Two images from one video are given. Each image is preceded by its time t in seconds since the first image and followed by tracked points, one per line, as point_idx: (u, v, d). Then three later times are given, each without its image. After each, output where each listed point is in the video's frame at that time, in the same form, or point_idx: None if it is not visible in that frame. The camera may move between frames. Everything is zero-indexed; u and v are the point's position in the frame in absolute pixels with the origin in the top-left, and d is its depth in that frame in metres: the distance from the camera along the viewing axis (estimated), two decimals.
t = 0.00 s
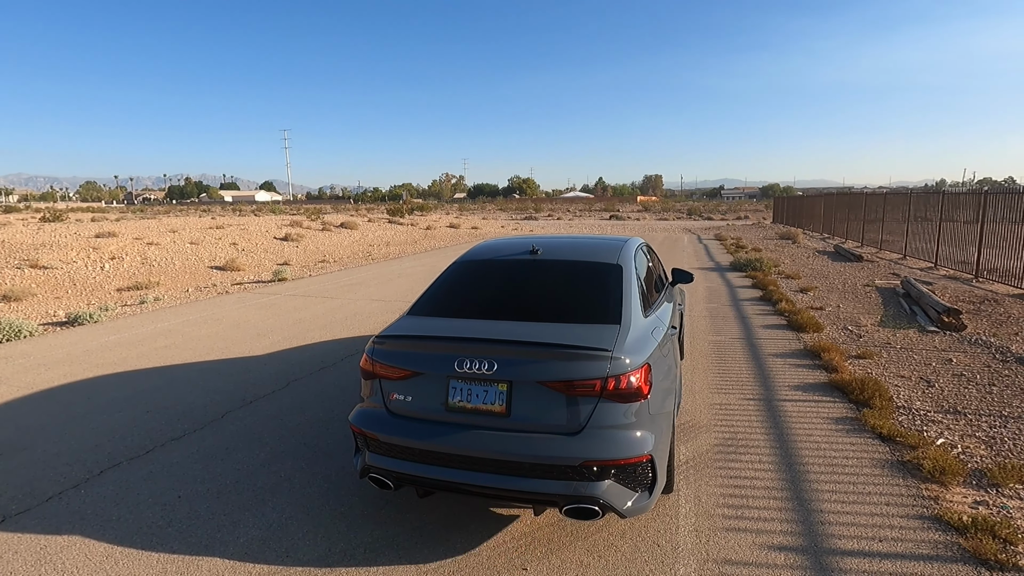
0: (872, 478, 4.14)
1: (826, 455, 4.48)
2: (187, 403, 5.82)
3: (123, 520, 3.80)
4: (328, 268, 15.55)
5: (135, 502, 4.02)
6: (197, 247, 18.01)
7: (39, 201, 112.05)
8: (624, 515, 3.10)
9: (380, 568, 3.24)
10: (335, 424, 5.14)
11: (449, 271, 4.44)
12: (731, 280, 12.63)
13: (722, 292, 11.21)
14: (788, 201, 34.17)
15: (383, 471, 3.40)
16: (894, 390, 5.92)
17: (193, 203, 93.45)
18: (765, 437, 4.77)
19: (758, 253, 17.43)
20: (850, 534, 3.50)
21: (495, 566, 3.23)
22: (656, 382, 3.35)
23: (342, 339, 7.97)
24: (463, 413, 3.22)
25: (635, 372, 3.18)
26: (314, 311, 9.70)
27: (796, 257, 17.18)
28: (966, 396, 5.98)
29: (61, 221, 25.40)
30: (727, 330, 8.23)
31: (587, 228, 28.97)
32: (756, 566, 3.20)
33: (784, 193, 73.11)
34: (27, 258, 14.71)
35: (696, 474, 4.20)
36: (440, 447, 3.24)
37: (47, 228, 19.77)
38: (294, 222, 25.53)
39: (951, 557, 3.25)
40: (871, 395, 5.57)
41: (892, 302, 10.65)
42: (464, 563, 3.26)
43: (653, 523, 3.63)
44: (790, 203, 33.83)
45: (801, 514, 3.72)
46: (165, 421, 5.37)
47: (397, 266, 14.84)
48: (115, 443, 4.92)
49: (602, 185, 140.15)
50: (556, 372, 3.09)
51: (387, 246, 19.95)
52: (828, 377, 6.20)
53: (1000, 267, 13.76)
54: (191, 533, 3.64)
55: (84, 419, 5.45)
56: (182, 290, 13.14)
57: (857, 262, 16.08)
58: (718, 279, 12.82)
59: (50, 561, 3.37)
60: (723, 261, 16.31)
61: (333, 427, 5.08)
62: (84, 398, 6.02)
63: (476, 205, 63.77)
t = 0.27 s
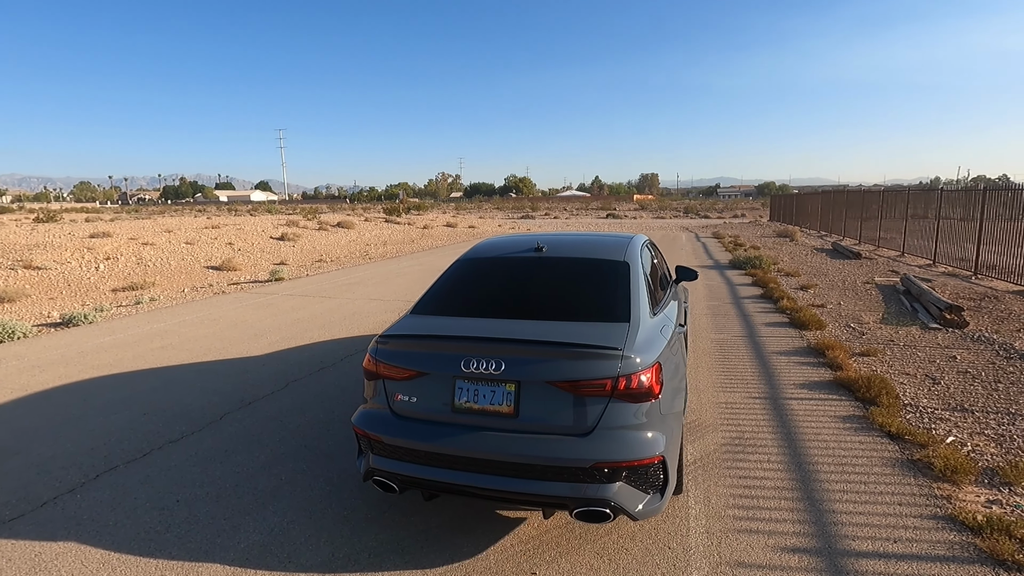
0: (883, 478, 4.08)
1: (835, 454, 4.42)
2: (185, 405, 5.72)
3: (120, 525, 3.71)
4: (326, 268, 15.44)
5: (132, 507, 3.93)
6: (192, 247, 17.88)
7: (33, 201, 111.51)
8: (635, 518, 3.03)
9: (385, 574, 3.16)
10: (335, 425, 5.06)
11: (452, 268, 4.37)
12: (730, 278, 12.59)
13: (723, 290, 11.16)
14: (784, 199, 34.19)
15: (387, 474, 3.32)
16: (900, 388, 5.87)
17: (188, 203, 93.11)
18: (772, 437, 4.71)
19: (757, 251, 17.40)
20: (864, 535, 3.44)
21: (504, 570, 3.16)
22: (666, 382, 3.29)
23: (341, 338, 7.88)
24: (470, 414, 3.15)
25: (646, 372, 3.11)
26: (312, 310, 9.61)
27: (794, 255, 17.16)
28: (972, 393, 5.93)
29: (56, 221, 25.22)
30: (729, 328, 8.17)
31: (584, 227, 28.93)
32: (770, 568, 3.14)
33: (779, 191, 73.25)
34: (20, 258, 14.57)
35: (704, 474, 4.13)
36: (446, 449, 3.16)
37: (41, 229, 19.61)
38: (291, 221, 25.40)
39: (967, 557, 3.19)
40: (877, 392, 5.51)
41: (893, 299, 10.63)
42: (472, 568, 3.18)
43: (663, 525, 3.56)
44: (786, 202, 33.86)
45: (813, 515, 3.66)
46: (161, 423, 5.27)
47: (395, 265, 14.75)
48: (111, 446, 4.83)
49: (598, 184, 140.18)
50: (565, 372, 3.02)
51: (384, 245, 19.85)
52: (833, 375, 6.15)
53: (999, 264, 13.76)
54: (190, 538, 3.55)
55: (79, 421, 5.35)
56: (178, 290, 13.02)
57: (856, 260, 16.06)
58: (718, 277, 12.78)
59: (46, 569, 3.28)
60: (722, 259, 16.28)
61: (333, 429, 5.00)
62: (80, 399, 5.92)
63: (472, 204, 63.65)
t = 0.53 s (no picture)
0: (898, 475, 4.01)
1: (847, 451, 4.35)
2: (180, 407, 5.57)
3: (116, 534, 3.57)
4: (320, 267, 15.26)
5: (128, 514, 3.79)
6: (184, 247, 17.65)
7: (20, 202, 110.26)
8: (654, 521, 2.93)
9: None
10: (336, 427, 4.93)
11: (457, 265, 4.26)
12: (728, 274, 12.54)
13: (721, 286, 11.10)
14: (777, 195, 34.23)
15: (395, 478, 3.20)
16: (907, 383, 5.81)
17: (178, 203, 92.39)
18: (783, 435, 4.63)
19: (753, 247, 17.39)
20: (884, 534, 3.36)
21: None
22: (682, 380, 3.19)
23: (339, 338, 7.74)
24: (480, 416, 3.04)
25: (663, 370, 3.01)
26: (307, 310, 9.46)
27: (790, 251, 17.15)
28: (979, 388, 5.87)
29: (44, 222, 24.93)
30: (731, 324, 8.10)
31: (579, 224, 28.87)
32: (791, 571, 3.05)
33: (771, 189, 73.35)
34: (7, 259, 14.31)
35: (717, 474, 4.04)
36: (456, 452, 3.05)
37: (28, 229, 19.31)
38: (283, 220, 25.15)
39: (991, 557, 3.12)
40: (885, 388, 5.45)
41: (891, 294, 10.60)
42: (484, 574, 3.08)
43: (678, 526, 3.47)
44: (779, 198, 33.95)
45: (831, 514, 3.57)
46: (156, 426, 5.13)
47: (390, 264, 14.60)
48: (104, 451, 4.68)
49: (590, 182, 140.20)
50: (579, 371, 2.91)
51: (378, 244, 19.67)
52: (839, 371, 6.08)
53: (994, 259, 13.78)
54: (189, 546, 3.42)
55: (71, 425, 5.19)
56: (170, 290, 12.83)
57: (851, 255, 16.06)
58: (716, 273, 12.73)
59: None
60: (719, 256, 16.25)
61: (334, 431, 4.87)
62: (71, 402, 5.76)
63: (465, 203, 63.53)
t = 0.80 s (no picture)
0: (920, 476, 3.93)
1: (866, 452, 4.27)
2: (177, 412, 5.41)
3: (115, 547, 3.42)
4: (313, 267, 15.06)
5: (128, 526, 3.64)
6: (174, 247, 17.37)
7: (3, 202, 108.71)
8: (684, 528, 2.83)
9: None
10: (341, 432, 4.80)
11: (467, 264, 4.14)
12: (726, 272, 12.50)
13: (720, 285, 11.04)
14: (768, 193, 34.33)
15: (412, 486, 3.08)
16: (917, 382, 5.76)
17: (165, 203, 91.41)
18: (799, 435, 4.55)
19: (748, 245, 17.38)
20: (913, 538, 3.27)
21: None
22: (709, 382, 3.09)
23: (338, 339, 7.59)
24: (502, 421, 2.92)
25: (692, 372, 2.90)
26: (304, 311, 9.28)
27: (785, 249, 17.16)
28: (989, 385, 5.83)
29: (30, 223, 24.53)
30: (734, 323, 8.03)
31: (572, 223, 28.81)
32: None
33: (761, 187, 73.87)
34: None
35: (736, 477, 3.95)
36: (477, 459, 2.93)
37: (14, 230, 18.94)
38: (274, 220, 24.87)
39: None
40: (897, 387, 5.38)
41: (890, 292, 10.59)
42: None
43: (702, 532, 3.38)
44: (770, 197, 34.07)
45: (857, 518, 3.49)
46: (154, 432, 4.96)
47: (384, 263, 14.43)
48: (100, 459, 4.51)
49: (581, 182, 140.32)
50: (605, 373, 2.80)
51: (371, 243, 19.48)
52: (849, 370, 6.02)
53: (988, 255, 13.84)
54: (194, 560, 3.27)
55: (64, 432, 5.02)
56: (161, 292, 12.59)
57: (846, 253, 16.08)
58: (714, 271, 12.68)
59: None
60: (715, 254, 16.22)
61: (339, 436, 4.74)
62: (63, 408, 5.58)
63: (456, 202, 63.39)
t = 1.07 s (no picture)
0: (950, 485, 3.86)
1: (892, 460, 4.19)
2: (180, 420, 5.24)
3: (123, 567, 3.27)
4: (310, 268, 14.87)
5: (136, 542, 3.49)
6: (167, 249, 17.12)
7: None
8: (724, 545, 2.72)
9: None
10: (351, 441, 4.66)
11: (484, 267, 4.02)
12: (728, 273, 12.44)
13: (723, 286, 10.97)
14: (762, 193, 34.41)
15: (437, 502, 2.95)
16: (934, 385, 5.69)
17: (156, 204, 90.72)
18: (821, 442, 4.46)
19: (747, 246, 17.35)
20: (952, 551, 3.19)
21: None
22: (746, 392, 2.98)
23: (341, 343, 7.44)
24: (533, 434, 2.80)
25: (731, 382, 2.80)
26: (304, 314, 9.12)
27: (784, 250, 17.15)
28: (1005, 389, 5.77)
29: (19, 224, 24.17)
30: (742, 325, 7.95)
31: (567, 224, 28.73)
32: None
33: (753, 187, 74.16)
34: None
35: (762, 486, 3.86)
36: (507, 474, 2.81)
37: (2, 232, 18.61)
38: (268, 221, 24.62)
39: None
40: (916, 391, 5.32)
41: (894, 293, 10.56)
42: None
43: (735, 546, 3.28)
44: (765, 197, 34.14)
45: (891, 530, 3.40)
46: (157, 442, 4.80)
47: (383, 265, 14.26)
48: (102, 471, 4.34)
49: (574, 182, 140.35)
50: (642, 384, 2.70)
51: (367, 244, 19.30)
52: (864, 373, 5.94)
53: (986, 256, 13.86)
54: None
55: (63, 442, 4.84)
56: (156, 295, 12.37)
57: (845, 253, 16.07)
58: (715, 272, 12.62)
59: None
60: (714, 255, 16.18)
61: (351, 444, 4.60)
62: (61, 417, 5.40)
63: (449, 203, 63.14)
